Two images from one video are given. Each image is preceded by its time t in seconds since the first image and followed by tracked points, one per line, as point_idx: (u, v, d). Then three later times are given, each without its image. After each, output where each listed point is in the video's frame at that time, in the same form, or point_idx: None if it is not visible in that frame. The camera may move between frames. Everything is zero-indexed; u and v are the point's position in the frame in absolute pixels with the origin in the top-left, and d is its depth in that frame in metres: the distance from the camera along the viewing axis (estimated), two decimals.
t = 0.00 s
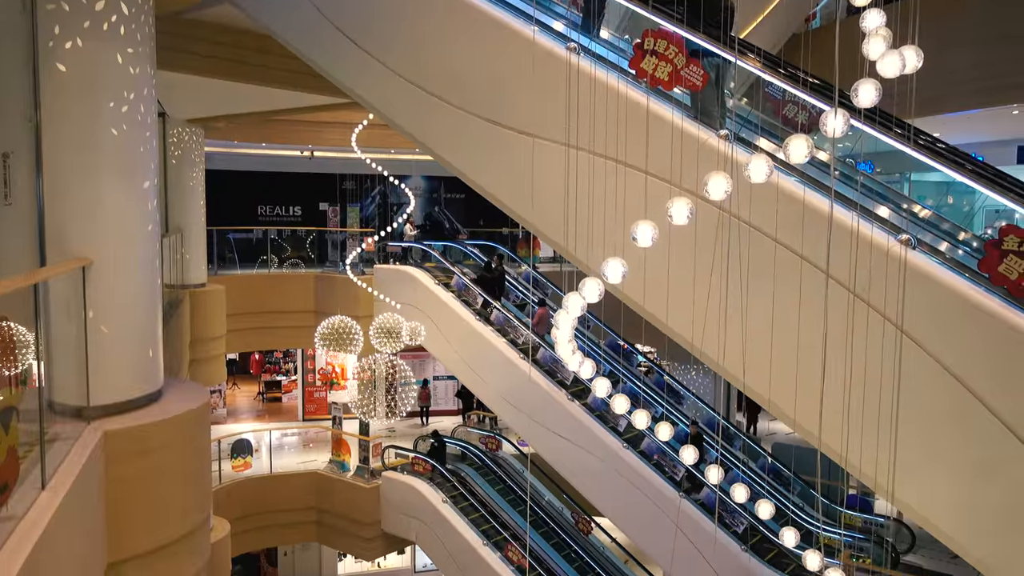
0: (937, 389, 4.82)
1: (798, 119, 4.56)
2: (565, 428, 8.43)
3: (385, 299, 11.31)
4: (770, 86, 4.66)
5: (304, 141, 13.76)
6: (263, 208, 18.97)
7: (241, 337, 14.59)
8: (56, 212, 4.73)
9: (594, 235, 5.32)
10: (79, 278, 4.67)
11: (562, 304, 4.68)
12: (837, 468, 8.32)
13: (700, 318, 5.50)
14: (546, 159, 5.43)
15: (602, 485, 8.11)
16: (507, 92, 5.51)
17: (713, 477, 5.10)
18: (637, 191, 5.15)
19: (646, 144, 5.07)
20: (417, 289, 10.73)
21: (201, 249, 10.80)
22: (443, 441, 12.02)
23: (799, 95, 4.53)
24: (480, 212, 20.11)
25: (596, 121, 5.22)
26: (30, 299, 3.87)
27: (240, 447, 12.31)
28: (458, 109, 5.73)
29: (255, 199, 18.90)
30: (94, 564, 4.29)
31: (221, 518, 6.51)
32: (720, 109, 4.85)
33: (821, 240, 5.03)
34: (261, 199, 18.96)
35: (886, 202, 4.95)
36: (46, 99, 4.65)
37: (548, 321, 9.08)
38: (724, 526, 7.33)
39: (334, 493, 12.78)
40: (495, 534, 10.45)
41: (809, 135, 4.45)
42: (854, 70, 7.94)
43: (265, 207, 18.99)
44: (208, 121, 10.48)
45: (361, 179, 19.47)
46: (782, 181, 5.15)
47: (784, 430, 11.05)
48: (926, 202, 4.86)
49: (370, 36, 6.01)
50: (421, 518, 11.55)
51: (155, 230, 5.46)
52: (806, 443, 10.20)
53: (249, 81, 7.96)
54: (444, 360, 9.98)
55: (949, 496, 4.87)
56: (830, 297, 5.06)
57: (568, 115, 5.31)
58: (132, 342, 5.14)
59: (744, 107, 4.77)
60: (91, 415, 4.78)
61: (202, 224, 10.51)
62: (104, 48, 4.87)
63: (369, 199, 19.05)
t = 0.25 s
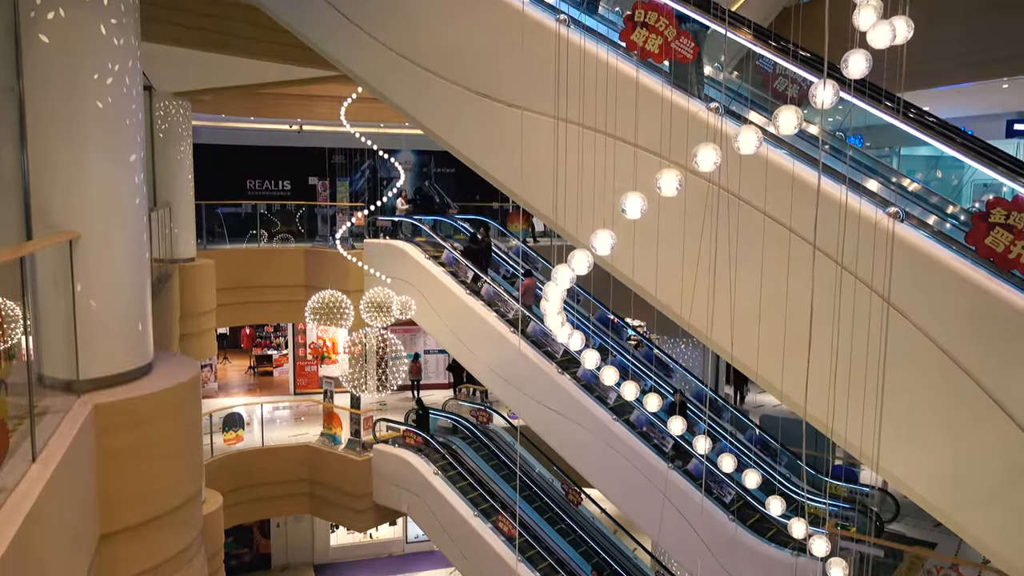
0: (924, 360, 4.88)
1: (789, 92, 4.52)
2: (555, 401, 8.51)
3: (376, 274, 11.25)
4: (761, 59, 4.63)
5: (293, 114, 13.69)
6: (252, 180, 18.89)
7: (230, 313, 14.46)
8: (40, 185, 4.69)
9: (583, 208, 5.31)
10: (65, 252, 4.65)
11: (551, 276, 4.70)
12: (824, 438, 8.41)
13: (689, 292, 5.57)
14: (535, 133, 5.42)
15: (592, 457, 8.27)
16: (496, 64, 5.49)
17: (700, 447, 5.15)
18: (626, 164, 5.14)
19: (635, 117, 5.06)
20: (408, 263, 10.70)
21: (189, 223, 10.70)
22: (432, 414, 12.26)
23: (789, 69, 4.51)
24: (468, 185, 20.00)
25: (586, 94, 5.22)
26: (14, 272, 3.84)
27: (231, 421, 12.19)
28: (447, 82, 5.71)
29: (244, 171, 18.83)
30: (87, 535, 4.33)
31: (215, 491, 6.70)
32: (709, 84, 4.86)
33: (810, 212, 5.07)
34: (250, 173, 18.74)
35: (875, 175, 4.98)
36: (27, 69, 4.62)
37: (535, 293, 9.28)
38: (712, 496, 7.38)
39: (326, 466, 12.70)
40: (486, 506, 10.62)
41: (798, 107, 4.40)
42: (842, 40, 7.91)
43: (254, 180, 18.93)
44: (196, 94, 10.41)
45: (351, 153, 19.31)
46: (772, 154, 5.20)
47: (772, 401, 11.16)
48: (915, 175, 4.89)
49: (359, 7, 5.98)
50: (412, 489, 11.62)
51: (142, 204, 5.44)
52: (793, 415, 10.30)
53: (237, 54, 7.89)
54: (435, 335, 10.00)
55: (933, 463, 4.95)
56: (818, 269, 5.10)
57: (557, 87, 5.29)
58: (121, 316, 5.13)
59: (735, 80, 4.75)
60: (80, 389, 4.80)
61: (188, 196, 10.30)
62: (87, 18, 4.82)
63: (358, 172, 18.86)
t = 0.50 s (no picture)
0: (911, 330, 4.92)
1: (779, 64, 4.53)
2: (546, 373, 8.56)
3: (367, 247, 11.14)
4: (753, 30, 4.63)
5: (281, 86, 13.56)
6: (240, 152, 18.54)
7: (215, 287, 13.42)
8: (25, 156, 4.62)
9: (573, 178, 5.29)
10: (52, 223, 4.61)
11: (540, 247, 4.70)
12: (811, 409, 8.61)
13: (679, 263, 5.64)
14: (525, 104, 5.40)
15: (582, 428, 8.33)
16: (486, 35, 5.47)
17: (689, 416, 5.19)
18: (616, 134, 5.12)
19: (625, 86, 5.04)
20: (398, 236, 10.62)
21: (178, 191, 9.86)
22: (422, 385, 11.74)
23: (781, 39, 4.51)
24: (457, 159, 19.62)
25: (576, 64, 5.19)
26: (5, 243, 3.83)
27: (223, 393, 11.91)
28: (438, 53, 5.68)
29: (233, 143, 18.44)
30: (80, 506, 4.36)
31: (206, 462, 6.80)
32: (699, 55, 4.84)
33: (799, 182, 5.10)
34: (238, 147, 18.43)
35: (865, 146, 4.97)
36: (9, 36, 4.52)
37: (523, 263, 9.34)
38: (701, 465, 7.54)
39: (317, 438, 12.54)
40: (478, 478, 10.36)
41: (790, 77, 4.42)
42: (831, 8, 7.86)
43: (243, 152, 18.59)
44: (182, 66, 10.25)
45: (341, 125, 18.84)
46: (762, 125, 5.22)
47: (761, 372, 11.22)
48: (906, 147, 4.87)
49: None
50: (403, 461, 11.38)
51: (127, 175, 5.41)
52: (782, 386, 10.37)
53: (223, 25, 7.78)
54: (426, 308, 9.98)
55: (918, 431, 5.02)
56: (807, 238, 5.14)
57: (546, 57, 5.26)
58: (109, 289, 5.12)
59: (727, 52, 4.73)
60: (69, 360, 4.79)
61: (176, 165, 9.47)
62: None
63: (348, 144, 17.95)
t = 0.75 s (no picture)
0: (899, 300, 4.94)
1: (771, 32, 4.53)
2: (538, 344, 8.58)
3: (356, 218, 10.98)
4: None
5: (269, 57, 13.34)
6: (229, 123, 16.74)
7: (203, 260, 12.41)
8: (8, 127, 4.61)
9: (563, 148, 5.26)
10: (39, 195, 4.57)
11: (530, 217, 4.69)
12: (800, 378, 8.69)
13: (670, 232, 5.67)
14: (515, 74, 5.37)
15: (573, 398, 8.38)
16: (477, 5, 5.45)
17: (679, 385, 5.23)
18: (607, 104, 5.10)
19: (615, 55, 5.01)
20: (388, 208, 10.45)
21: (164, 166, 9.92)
22: (413, 356, 11.30)
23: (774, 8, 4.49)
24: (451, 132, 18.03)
25: (567, 33, 5.15)
26: None
27: (214, 363, 11.27)
28: (429, 22, 5.65)
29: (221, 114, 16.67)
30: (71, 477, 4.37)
31: (197, 434, 6.82)
32: (692, 23, 4.82)
33: (789, 151, 5.10)
34: (226, 116, 16.62)
35: (857, 117, 4.99)
36: None
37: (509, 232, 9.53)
38: (690, 434, 7.61)
39: (308, 409, 11.81)
40: (469, 447, 10.02)
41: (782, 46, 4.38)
42: None
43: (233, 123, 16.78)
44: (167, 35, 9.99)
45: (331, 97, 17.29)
46: (752, 94, 5.23)
47: (752, 343, 11.25)
48: (897, 118, 4.88)
49: None
50: (396, 432, 10.83)
51: (114, 145, 5.33)
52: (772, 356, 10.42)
53: None
54: (418, 281, 9.94)
55: (905, 399, 5.07)
56: (796, 207, 5.15)
57: (536, 26, 5.25)
58: (96, 260, 5.08)
59: (719, 21, 4.76)
60: (58, 332, 4.78)
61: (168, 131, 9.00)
62: None
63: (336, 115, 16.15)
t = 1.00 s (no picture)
0: (891, 270, 4.94)
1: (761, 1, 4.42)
2: (530, 316, 8.59)
3: (346, 189, 10.80)
4: None
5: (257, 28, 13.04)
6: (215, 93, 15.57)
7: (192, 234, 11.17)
8: None
9: (555, 117, 5.27)
10: (24, 167, 4.09)
11: (521, 186, 4.65)
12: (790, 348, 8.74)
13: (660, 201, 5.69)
14: (506, 43, 5.34)
15: (565, 370, 8.41)
16: None
17: (670, 355, 5.24)
18: (598, 72, 5.06)
19: (607, 26, 4.97)
20: (379, 178, 10.30)
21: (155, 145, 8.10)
22: (405, 328, 10.93)
23: None
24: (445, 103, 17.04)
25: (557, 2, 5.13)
26: None
27: (204, 336, 10.69)
28: None
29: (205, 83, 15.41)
30: (59, 445, 3.90)
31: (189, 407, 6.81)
32: None
33: (781, 120, 5.08)
34: (215, 87, 15.43)
35: (850, 86, 4.95)
36: None
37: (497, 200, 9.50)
38: (681, 404, 7.73)
39: (301, 381, 11.25)
40: (459, 417, 9.83)
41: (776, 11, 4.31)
42: None
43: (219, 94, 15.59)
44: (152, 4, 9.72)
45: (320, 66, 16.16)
46: (744, 62, 5.21)
47: (744, 314, 11.26)
48: (891, 87, 4.88)
49: None
50: (388, 404, 10.46)
51: (100, 118, 4.87)
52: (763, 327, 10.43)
53: None
54: (411, 255, 9.85)
55: (897, 370, 5.09)
56: (788, 176, 5.13)
57: None
58: (82, 228, 4.59)
59: None
60: (46, 306, 4.33)
61: (156, 106, 7.39)
62: None
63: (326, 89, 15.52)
